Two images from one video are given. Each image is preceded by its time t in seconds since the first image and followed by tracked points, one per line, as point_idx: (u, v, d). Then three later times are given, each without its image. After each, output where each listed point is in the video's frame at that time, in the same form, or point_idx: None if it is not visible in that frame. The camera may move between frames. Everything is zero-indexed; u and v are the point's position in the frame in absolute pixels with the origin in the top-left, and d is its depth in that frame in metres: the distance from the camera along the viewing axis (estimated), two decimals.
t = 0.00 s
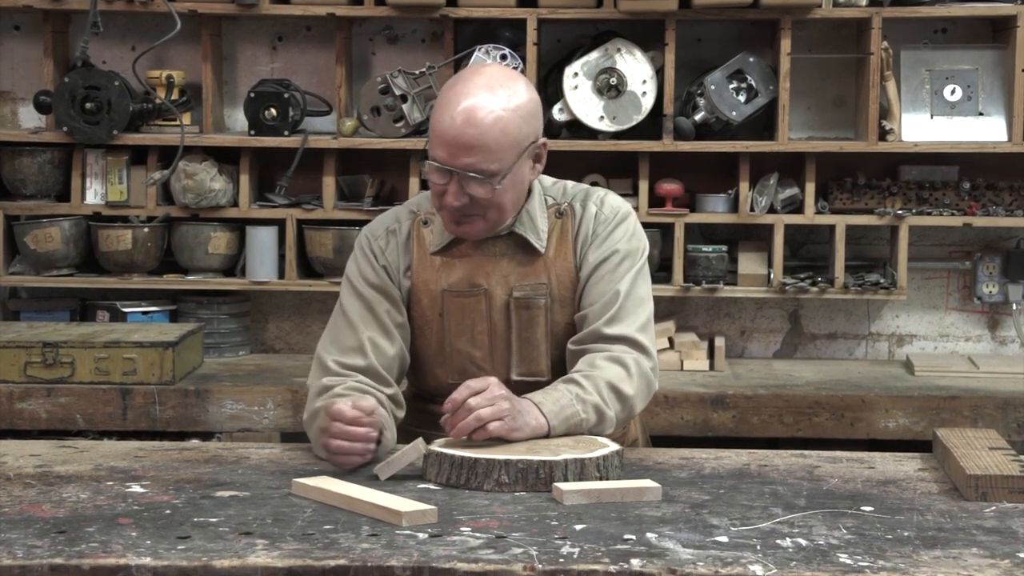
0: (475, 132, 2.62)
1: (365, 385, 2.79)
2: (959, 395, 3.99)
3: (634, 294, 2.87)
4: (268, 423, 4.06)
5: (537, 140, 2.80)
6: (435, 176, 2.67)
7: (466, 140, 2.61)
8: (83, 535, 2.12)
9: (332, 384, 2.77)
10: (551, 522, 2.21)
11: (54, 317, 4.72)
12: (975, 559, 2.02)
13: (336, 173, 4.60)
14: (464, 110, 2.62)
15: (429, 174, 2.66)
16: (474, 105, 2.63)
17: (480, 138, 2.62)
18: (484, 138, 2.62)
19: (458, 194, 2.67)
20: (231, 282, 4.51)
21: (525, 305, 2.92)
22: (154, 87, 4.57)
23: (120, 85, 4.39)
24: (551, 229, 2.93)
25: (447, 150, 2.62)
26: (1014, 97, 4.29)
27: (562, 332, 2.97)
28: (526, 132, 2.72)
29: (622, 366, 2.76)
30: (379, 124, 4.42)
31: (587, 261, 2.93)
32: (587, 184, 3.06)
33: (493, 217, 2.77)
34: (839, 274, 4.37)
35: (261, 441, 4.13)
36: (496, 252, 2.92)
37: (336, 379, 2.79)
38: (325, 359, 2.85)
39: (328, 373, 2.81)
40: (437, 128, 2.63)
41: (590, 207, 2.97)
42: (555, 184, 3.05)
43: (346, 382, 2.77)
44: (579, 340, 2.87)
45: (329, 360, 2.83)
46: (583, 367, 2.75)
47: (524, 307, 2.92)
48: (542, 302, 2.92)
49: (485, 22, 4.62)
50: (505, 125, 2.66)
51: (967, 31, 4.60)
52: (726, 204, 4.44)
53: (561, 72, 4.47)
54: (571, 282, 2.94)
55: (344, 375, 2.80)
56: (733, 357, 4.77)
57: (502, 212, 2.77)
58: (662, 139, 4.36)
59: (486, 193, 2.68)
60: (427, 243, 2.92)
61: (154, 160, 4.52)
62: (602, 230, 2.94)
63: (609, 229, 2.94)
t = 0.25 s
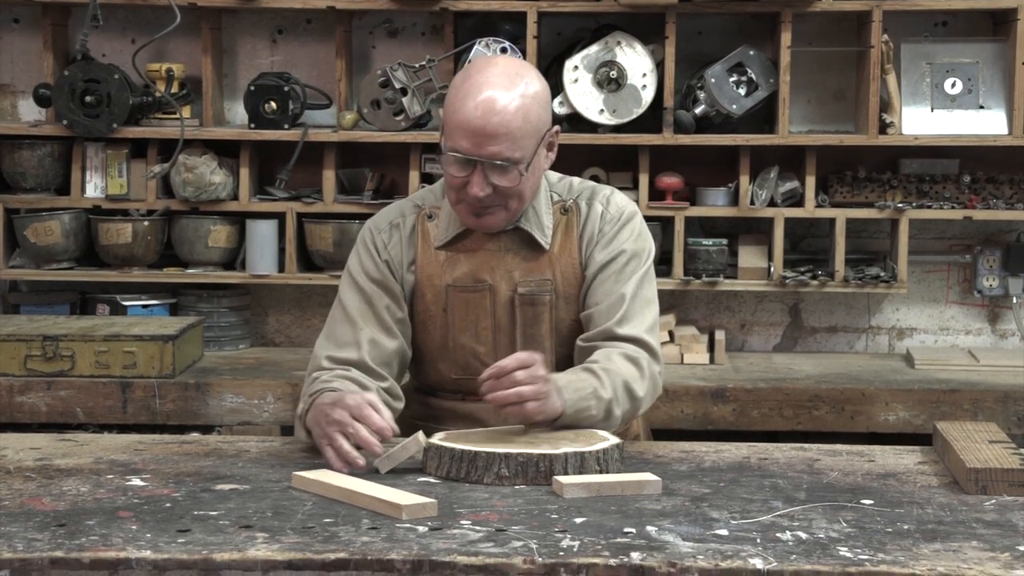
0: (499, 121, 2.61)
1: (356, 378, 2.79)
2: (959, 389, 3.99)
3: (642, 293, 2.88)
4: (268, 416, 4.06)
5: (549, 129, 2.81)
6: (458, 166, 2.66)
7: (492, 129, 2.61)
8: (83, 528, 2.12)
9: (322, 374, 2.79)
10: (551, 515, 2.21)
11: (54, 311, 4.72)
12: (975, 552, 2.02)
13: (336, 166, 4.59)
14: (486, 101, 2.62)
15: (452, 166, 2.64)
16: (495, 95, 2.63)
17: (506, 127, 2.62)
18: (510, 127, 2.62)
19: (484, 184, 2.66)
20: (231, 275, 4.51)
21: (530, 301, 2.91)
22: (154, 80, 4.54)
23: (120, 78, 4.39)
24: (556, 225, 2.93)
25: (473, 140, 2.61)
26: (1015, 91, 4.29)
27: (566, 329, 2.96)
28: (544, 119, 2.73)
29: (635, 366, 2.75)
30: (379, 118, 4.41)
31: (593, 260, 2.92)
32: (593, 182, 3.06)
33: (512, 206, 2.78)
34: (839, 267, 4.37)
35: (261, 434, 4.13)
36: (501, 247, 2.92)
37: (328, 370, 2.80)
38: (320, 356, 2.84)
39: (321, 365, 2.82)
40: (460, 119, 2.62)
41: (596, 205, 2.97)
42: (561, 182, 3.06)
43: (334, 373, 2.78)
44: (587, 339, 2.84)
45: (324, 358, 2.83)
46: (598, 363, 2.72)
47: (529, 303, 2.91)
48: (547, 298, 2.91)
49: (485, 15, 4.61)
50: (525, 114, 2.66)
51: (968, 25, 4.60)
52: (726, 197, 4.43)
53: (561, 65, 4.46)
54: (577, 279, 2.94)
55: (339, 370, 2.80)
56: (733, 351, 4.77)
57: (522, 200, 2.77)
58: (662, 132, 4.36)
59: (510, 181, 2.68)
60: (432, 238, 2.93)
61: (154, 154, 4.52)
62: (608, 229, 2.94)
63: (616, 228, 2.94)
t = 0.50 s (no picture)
0: (522, 108, 2.62)
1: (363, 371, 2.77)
2: (959, 382, 3.99)
3: (666, 294, 2.87)
4: (268, 410, 4.06)
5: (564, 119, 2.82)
6: (480, 154, 2.66)
7: (516, 117, 2.61)
8: (83, 521, 2.12)
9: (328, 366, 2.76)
10: (551, 508, 2.21)
11: (54, 304, 4.72)
12: (975, 545, 2.02)
13: (336, 159, 4.59)
14: (509, 89, 2.63)
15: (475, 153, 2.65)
16: (517, 82, 2.64)
17: (530, 115, 2.63)
18: (533, 114, 2.63)
19: (507, 172, 2.67)
20: (231, 269, 4.51)
21: (538, 299, 2.92)
22: (154, 74, 4.56)
23: (120, 71, 4.39)
24: (565, 222, 2.93)
25: (496, 127, 2.62)
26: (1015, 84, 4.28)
27: (573, 328, 2.95)
28: (563, 109, 2.74)
29: (680, 366, 2.71)
30: (379, 111, 4.41)
31: (610, 261, 2.91)
32: (604, 180, 3.05)
33: (532, 196, 2.78)
34: (839, 260, 4.37)
35: (261, 427, 4.12)
36: (510, 245, 2.92)
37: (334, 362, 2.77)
38: (325, 347, 2.81)
39: (327, 356, 2.79)
40: (483, 106, 2.62)
41: (608, 205, 2.97)
42: (571, 179, 3.05)
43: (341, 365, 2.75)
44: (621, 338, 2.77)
45: (329, 347, 2.80)
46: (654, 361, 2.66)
47: (537, 301, 2.92)
48: (555, 297, 2.92)
49: (485, 9, 4.60)
50: (546, 101, 2.67)
51: (969, 18, 4.59)
52: (726, 190, 4.43)
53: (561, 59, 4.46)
54: (586, 278, 2.94)
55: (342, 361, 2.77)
56: (733, 344, 4.77)
57: (542, 189, 2.78)
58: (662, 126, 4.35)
59: (532, 170, 2.69)
60: (441, 232, 2.93)
61: (153, 147, 4.51)
62: (622, 230, 2.93)
63: (631, 230, 2.93)
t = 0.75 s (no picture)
0: (547, 100, 2.61)
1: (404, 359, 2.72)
2: (959, 375, 3.99)
3: (672, 298, 2.86)
4: (268, 403, 4.06)
5: (582, 118, 2.81)
6: (502, 147, 2.64)
7: (540, 109, 2.60)
8: (83, 515, 2.12)
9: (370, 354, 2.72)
10: (551, 502, 2.21)
11: (54, 298, 4.72)
12: (975, 539, 2.02)
13: (336, 153, 4.59)
14: (532, 81, 2.62)
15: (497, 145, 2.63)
16: (540, 75, 2.63)
17: (554, 108, 2.61)
18: (557, 107, 2.62)
19: (529, 165, 2.65)
20: (231, 263, 4.51)
21: (549, 302, 2.91)
22: (154, 67, 4.52)
23: (120, 65, 4.38)
24: (578, 224, 2.91)
25: (521, 119, 2.60)
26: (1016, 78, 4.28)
27: (582, 330, 2.96)
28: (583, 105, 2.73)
29: (686, 377, 2.72)
30: (379, 105, 4.39)
31: (620, 265, 2.89)
32: (617, 181, 3.02)
33: (552, 193, 2.76)
34: (839, 254, 4.36)
35: (261, 421, 4.12)
36: (522, 245, 2.91)
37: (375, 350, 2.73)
38: (363, 336, 2.76)
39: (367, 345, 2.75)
40: (506, 98, 2.61)
41: (621, 208, 2.94)
42: (584, 180, 3.02)
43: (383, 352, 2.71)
44: (627, 342, 2.76)
45: (368, 337, 2.75)
46: (661, 378, 2.65)
47: (548, 303, 2.91)
48: (566, 300, 2.92)
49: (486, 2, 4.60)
50: (569, 95, 2.66)
51: (969, 11, 4.58)
52: (726, 183, 4.43)
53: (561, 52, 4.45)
54: (597, 281, 2.93)
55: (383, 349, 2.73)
56: (734, 338, 4.77)
57: (561, 186, 2.75)
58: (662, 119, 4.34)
59: (555, 164, 2.67)
60: (453, 230, 2.90)
61: (153, 140, 4.51)
62: (634, 233, 2.91)
63: (643, 233, 2.91)
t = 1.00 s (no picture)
0: (559, 100, 2.62)
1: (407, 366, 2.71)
2: (959, 369, 3.99)
3: (680, 303, 2.86)
4: (268, 398, 4.06)
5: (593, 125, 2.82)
6: (514, 147, 2.64)
7: (553, 108, 2.61)
8: (83, 509, 2.12)
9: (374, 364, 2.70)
10: (551, 496, 2.21)
11: (54, 292, 4.72)
12: (975, 533, 2.02)
13: (336, 148, 4.58)
14: (544, 81, 2.63)
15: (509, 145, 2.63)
16: (552, 75, 2.64)
17: (566, 108, 2.62)
18: (569, 108, 2.62)
19: (542, 166, 2.64)
20: (231, 257, 4.50)
21: (556, 309, 2.91)
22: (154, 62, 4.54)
23: (120, 59, 4.37)
24: (585, 229, 2.91)
25: (533, 118, 2.61)
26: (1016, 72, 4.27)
27: (588, 335, 2.97)
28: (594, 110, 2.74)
29: (700, 384, 2.73)
30: (379, 99, 4.39)
31: (627, 270, 2.89)
32: (623, 183, 3.01)
33: (562, 197, 2.75)
34: (839, 248, 4.36)
35: (261, 415, 4.12)
36: (529, 251, 2.90)
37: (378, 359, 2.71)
38: (366, 342, 2.75)
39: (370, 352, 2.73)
40: (520, 97, 2.62)
41: (628, 212, 2.93)
42: (590, 183, 3.01)
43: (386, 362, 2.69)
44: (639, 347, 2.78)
45: (370, 343, 2.74)
46: (680, 381, 2.68)
47: (555, 310, 2.91)
48: (573, 306, 2.91)
49: None
50: (580, 97, 2.67)
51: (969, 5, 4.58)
52: (726, 177, 4.42)
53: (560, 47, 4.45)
54: (604, 287, 2.93)
55: (387, 356, 2.71)
56: (734, 333, 4.77)
57: (571, 190, 2.75)
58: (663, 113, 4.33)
59: (567, 165, 2.67)
60: (460, 235, 2.90)
61: (153, 135, 4.51)
62: (641, 237, 2.91)
63: (650, 237, 2.91)
